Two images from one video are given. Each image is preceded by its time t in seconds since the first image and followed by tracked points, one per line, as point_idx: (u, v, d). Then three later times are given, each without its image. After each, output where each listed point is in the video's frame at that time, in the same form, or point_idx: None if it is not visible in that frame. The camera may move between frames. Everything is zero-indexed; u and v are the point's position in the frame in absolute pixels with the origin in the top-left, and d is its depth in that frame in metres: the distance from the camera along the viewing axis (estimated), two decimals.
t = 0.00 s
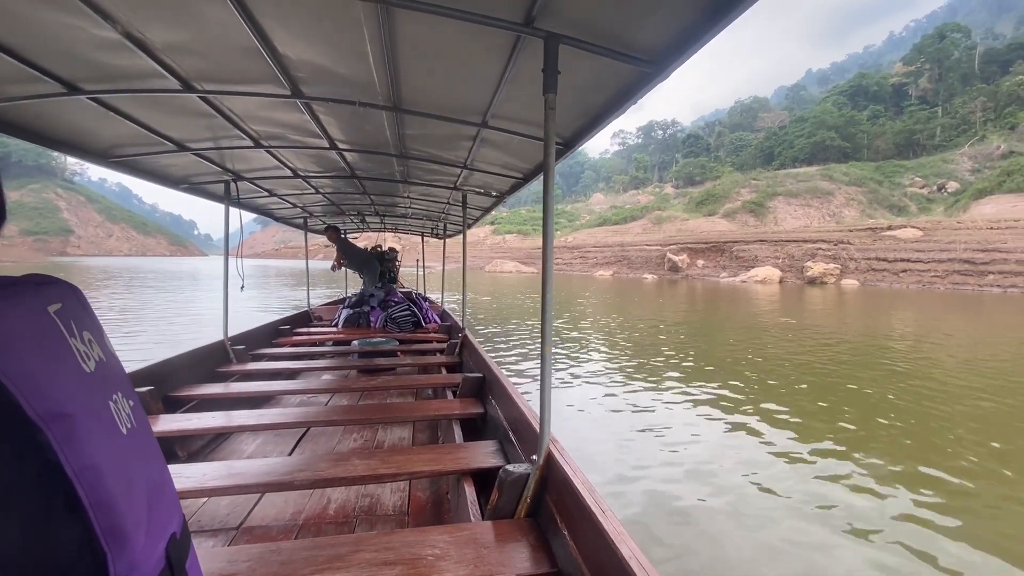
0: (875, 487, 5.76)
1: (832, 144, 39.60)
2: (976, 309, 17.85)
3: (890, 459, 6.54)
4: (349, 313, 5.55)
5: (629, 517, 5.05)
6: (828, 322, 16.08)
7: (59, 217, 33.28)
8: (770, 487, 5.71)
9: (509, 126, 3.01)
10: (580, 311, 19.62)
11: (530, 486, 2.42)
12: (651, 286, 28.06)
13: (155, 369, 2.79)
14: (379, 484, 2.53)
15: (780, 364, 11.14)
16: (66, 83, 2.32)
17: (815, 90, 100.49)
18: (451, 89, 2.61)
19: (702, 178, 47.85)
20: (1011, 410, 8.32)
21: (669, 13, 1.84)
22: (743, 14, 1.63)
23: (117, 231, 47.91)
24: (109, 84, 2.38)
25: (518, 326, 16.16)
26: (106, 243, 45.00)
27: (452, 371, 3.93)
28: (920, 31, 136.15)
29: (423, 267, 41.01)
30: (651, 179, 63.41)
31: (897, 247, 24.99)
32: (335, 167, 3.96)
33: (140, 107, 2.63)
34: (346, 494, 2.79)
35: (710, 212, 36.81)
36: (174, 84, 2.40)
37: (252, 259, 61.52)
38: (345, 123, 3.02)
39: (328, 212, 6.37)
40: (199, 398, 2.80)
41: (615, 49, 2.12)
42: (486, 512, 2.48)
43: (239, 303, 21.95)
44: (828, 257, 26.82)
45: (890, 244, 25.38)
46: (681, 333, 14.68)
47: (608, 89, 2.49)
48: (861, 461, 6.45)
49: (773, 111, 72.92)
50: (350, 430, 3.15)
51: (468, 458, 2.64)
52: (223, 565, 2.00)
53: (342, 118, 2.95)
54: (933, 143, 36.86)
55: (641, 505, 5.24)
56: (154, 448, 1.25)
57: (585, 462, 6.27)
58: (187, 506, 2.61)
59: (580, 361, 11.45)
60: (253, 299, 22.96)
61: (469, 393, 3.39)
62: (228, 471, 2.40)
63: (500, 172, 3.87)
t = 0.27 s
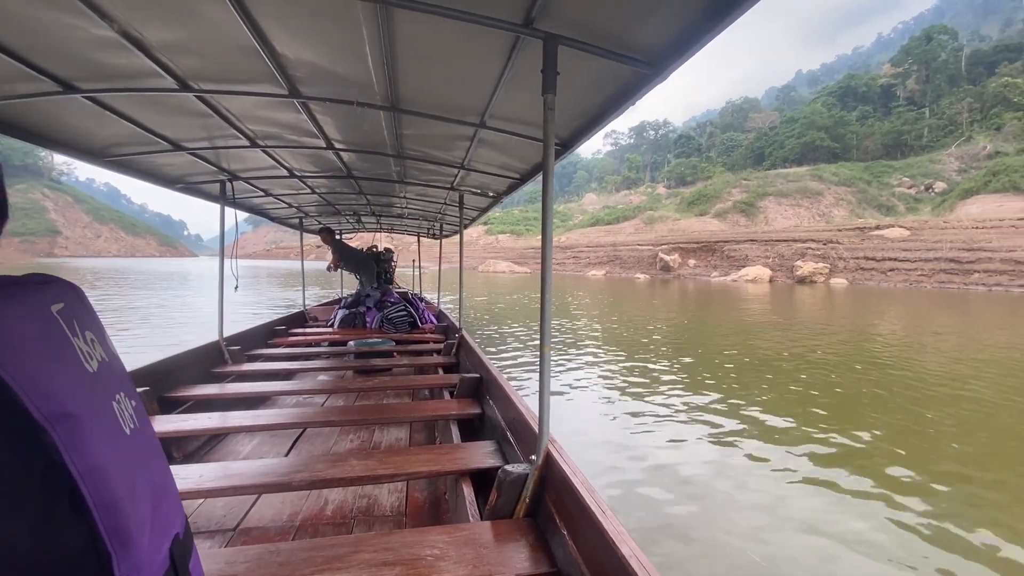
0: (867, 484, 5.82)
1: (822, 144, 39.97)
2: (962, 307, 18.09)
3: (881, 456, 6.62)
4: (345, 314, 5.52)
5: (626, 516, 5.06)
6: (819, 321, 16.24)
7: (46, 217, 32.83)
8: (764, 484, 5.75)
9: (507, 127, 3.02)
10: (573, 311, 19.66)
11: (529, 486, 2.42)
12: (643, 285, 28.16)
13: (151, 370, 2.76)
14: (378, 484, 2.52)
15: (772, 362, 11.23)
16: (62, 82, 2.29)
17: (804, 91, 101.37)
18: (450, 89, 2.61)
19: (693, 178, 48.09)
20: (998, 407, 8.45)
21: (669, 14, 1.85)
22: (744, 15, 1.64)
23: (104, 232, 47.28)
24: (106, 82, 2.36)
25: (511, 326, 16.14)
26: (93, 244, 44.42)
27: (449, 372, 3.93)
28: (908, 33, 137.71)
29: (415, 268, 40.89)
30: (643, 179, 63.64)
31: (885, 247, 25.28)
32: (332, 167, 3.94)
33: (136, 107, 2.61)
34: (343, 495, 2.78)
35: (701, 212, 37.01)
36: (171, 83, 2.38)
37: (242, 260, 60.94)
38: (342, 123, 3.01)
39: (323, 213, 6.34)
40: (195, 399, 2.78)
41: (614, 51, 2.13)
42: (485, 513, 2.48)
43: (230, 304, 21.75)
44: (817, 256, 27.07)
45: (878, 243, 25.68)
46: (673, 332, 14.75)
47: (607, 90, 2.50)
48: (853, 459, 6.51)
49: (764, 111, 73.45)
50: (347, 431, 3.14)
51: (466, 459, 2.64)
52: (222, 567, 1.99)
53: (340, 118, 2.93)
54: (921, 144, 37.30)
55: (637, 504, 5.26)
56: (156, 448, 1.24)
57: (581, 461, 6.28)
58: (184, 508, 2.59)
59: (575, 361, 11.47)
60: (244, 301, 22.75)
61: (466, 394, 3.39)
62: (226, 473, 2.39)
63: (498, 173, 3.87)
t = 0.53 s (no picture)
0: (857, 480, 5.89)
1: (811, 145, 40.36)
2: (948, 305, 18.35)
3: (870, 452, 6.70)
4: (340, 314, 5.50)
5: (620, 513, 5.08)
6: (808, 319, 16.40)
7: (31, 217, 32.34)
8: (756, 481, 5.80)
9: (502, 127, 3.02)
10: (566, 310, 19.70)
11: (524, 486, 2.43)
12: (634, 285, 28.27)
13: (145, 371, 2.74)
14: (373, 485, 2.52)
15: (764, 360, 11.34)
16: (53, 80, 2.27)
17: (794, 92, 102.21)
18: (445, 89, 2.61)
19: (685, 178, 48.34)
20: (983, 403, 8.59)
21: (664, 14, 1.86)
22: (738, 18, 1.66)
23: (91, 232, 46.65)
24: (98, 82, 2.34)
25: (504, 326, 16.15)
26: (80, 244, 43.82)
27: (445, 372, 3.93)
28: (896, 34, 139.22)
29: (407, 268, 40.77)
30: (635, 179, 63.90)
31: (873, 246, 25.60)
32: (327, 167, 3.93)
33: (129, 106, 2.58)
34: (338, 496, 2.77)
35: (693, 212, 37.22)
36: (164, 82, 2.36)
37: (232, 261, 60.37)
38: (337, 123, 3.00)
39: (318, 213, 6.31)
40: (189, 400, 2.76)
41: (608, 52, 2.15)
42: (480, 513, 2.48)
43: (220, 305, 21.57)
44: (806, 255, 27.34)
45: (865, 243, 26.01)
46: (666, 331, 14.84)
47: (602, 91, 2.52)
48: (842, 455, 6.59)
49: (754, 111, 74.00)
50: (342, 432, 3.13)
51: (462, 459, 2.65)
52: (217, 568, 1.98)
53: (335, 118, 2.92)
54: (908, 144, 37.78)
55: (630, 502, 5.29)
56: (151, 449, 1.22)
57: (575, 459, 6.30)
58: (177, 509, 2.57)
59: (569, 360, 11.49)
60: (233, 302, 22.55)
61: (462, 394, 3.39)
62: (221, 474, 2.37)
63: (494, 173, 3.88)
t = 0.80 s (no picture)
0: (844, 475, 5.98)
1: (798, 145, 40.80)
2: (931, 302, 18.69)
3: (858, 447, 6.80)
4: (333, 315, 5.47)
5: (613, 511, 5.12)
6: (796, 317, 16.62)
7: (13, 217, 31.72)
8: (746, 477, 5.86)
9: (495, 127, 3.03)
10: (557, 309, 19.75)
11: (518, 484, 2.44)
12: (625, 283, 28.42)
13: (136, 372, 2.72)
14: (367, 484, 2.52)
15: (753, 358, 11.47)
16: (42, 79, 2.24)
17: (782, 92, 103.27)
18: (438, 89, 2.61)
19: (675, 178, 48.66)
20: (966, 398, 8.77)
21: (656, 14, 1.87)
22: (730, 18, 1.67)
23: (76, 232, 45.92)
24: (88, 81, 2.32)
25: (496, 325, 16.16)
26: (64, 244, 43.12)
27: (439, 372, 3.94)
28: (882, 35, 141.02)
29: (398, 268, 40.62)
30: (626, 178, 64.20)
31: (858, 245, 25.99)
32: (320, 167, 3.92)
33: (118, 105, 2.56)
34: (332, 496, 2.77)
35: (682, 211, 37.48)
36: (154, 80, 2.35)
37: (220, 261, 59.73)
38: (330, 123, 3.00)
39: (311, 213, 6.28)
40: (181, 400, 2.74)
41: (601, 52, 2.16)
42: (474, 512, 2.50)
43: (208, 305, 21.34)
44: (794, 254, 27.67)
45: (851, 242, 26.40)
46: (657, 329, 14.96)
47: (595, 91, 2.54)
48: (830, 450, 6.68)
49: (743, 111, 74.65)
50: (335, 432, 3.12)
51: (456, 458, 2.66)
52: (211, 568, 1.97)
53: (327, 118, 2.91)
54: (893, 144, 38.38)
55: (622, 499, 5.32)
56: (144, 449, 1.20)
57: (568, 457, 6.33)
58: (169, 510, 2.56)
59: (561, 359, 11.53)
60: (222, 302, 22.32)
61: (455, 394, 3.40)
62: (214, 474, 2.36)
63: (487, 173, 3.89)
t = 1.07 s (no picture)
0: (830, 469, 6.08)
1: (784, 144, 41.28)
2: (912, 299, 19.08)
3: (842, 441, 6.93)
4: (324, 314, 5.43)
5: (603, 507, 5.17)
6: (781, 314, 16.86)
7: None
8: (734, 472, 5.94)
9: (486, 126, 3.04)
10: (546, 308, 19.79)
11: (510, 482, 2.46)
12: (614, 282, 28.56)
13: (125, 372, 2.69)
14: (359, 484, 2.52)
15: (740, 355, 11.62)
16: (27, 76, 2.21)
17: (769, 92, 104.42)
18: (429, 87, 2.61)
19: (663, 176, 48.98)
20: (946, 393, 8.97)
21: (645, 15, 1.89)
22: (720, 17, 1.69)
23: (56, 231, 44.92)
24: (73, 78, 2.29)
25: (485, 324, 16.16)
26: (44, 244, 42.14)
27: (431, 371, 3.94)
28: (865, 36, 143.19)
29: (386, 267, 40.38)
30: (614, 177, 64.48)
31: (841, 243, 26.41)
32: (311, 166, 3.90)
33: (105, 103, 2.53)
34: (324, 495, 2.77)
35: (670, 210, 37.74)
36: (142, 79, 2.32)
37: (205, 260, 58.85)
38: (320, 121, 2.98)
39: (301, 212, 6.23)
40: (169, 401, 2.71)
41: (592, 52, 2.18)
42: (467, 509, 2.51)
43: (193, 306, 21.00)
44: (779, 252, 28.03)
45: (834, 240, 26.81)
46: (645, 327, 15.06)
47: (586, 90, 2.55)
48: (815, 445, 6.80)
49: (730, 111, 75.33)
50: (326, 432, 3.11)
51: (449, 456, 2.67)
52: (203, 568, 1.96)
53: (318, 116, 2.90)
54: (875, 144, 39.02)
55: (612, 496, 5.37)
56: (134, 448, 1.18)
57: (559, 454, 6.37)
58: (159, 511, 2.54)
59: (551, 357, 11.58)
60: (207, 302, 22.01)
61: (447, 392, 3.41)
62: (205, 475, 2.35)
63: (479, 172, 3.90)
